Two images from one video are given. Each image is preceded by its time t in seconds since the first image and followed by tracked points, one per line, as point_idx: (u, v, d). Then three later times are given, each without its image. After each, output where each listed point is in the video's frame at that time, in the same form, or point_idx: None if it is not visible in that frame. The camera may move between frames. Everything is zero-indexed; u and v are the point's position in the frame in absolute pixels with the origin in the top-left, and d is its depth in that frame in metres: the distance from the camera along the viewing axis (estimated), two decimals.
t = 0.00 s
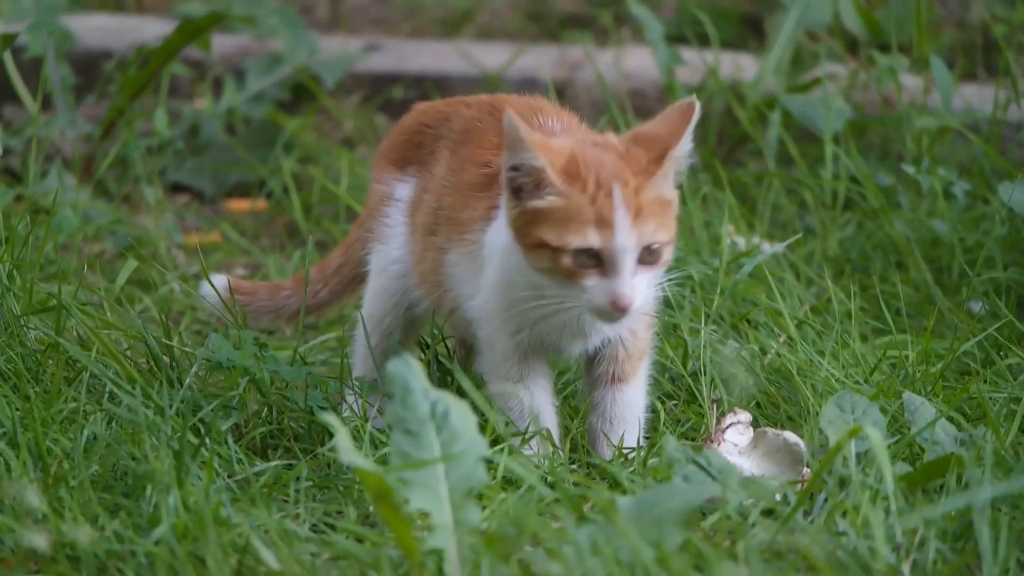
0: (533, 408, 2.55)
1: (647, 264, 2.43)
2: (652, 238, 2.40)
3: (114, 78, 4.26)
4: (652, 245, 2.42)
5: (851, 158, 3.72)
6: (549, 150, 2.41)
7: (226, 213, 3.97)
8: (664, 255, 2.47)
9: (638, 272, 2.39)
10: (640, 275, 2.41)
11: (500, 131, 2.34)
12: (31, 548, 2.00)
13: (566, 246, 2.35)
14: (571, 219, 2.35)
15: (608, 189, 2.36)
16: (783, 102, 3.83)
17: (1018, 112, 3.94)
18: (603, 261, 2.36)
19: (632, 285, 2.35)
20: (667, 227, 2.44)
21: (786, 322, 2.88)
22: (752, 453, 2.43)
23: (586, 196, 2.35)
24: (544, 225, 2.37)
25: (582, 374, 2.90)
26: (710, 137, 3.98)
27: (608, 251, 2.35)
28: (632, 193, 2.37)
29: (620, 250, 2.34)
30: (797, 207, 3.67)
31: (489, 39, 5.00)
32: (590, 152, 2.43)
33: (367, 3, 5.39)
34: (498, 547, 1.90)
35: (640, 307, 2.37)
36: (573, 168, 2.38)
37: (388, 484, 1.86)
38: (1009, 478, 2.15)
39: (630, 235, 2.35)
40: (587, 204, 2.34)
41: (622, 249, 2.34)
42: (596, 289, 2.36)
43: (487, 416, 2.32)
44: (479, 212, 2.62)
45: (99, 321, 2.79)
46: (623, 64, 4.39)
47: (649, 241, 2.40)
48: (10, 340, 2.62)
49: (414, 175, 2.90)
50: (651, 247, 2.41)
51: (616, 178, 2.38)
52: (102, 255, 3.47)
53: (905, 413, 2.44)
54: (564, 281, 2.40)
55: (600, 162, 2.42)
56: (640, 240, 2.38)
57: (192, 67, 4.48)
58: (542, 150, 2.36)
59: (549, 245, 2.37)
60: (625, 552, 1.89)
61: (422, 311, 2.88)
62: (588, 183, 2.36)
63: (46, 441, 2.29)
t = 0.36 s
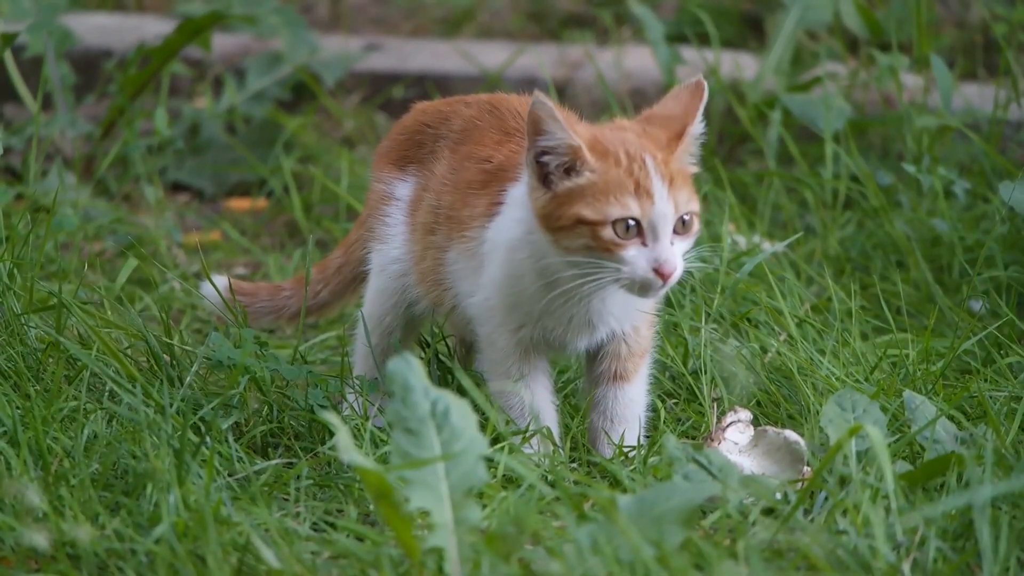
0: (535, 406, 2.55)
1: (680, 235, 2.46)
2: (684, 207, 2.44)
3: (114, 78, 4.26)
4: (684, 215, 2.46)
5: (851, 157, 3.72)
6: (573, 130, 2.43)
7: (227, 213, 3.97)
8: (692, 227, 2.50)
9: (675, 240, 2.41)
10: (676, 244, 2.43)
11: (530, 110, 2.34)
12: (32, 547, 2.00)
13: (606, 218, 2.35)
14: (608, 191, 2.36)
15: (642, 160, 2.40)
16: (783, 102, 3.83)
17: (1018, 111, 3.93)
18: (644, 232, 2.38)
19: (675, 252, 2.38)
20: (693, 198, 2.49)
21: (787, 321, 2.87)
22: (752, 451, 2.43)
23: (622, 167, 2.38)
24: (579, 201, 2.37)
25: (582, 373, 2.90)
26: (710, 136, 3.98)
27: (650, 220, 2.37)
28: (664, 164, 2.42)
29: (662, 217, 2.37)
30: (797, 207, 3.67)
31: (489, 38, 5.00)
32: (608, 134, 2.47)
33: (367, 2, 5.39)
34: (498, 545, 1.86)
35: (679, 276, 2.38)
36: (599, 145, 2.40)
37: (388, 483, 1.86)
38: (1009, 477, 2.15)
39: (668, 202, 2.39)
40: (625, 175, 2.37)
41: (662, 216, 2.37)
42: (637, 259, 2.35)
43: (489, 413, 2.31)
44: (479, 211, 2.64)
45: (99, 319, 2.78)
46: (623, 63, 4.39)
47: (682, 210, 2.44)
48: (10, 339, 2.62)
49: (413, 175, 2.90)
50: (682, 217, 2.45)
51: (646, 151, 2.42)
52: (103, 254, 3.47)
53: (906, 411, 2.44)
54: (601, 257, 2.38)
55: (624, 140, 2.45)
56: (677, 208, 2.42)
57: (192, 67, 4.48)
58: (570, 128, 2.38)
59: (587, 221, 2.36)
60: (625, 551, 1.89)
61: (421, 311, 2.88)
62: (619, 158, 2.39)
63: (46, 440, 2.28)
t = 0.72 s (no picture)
0: (534, 407, 2.55)
1: (644, 223, 2.40)
2: (645, 195, 2.39)
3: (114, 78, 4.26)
4: (645, 203, 2.40)
5: (851, 157, 3.72)
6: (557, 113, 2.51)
7: (227, 213, 3.97)
8: (665, 217, 2.44)
9: (630, 227, 2.37)
10: (633, 231, 2.38)
11: (518, 96, 2.46)
12: (32, 547, 2.00)
13: (556, 198, 2.40)
14: (561, 172, 2.41)
15: (601, 145, 2.41)
16: (783, 102, 3.83)
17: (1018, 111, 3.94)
18: (593, 215, 2.37)
19: (620, 237, 2.34)
20: (667, 189, 2.43)
21: (787, 321, 2.87)
22: (752, 451, 2.43)
23: (580, 149, 2.41)
24: (542, 183, 2.43)
25: (583, 373, 2.91)
26: (710, 136, 3.98)
27: (593, 202, 2.37)
28: (621, 151, 2.40)
29: (606, 200, 2.36)
30: (797, 207, 3.67)
31: (489, 38, 5.00)
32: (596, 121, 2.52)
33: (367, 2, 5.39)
34: (498, 545, 1.87)
35: (628, 263, 2.34)
36: (586, 128, 2.45)
37: (388, 483, 1.86)
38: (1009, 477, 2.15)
39: (615, 187, 2.36)
40: (581, 157, 2.40)
41: (605, 199, 2.36)
42: (585, 242, 2.36)
43: (490, 414, 2.31)
44: (486, 210, 2.66)
45: (99, 320, 2.78)
46: (623, 63, 4.39)
47: (641, 198, 2.39)
48: (10, 339, 2.62)
49: (413, 176, 2.90)
50: (645, 204, 2.40)
51: (612, 136, 2.43)
52: (103, 254, 3.47)
53: (906, 411, 2.44)
54: (561, 240, 2.42)
55: (604, 126, 2.49)
56: (631, 194, 2.38)
57: (192, 67, 4.48)
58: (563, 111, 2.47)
59: (544, 202, 2.42)
60: (625, 551, 1.89)
61: (424, 312, 2.88)
62: (586, 140, 2.43)
63: (46, 440, 2.28)
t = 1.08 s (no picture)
0: (534, 406, 2.56)
1: (646, 226, 2.41)
2: (647, 198, 2.39)
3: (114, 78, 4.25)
4: (647, 205, 2.40)
5: (851, 157, 3.72)
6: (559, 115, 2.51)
7: (227, 213, 3.97)
8: (667, 220, 2.44)
9: (631, 230, 2.37)
10: (636, 233, 2.38)
11: (521, 97, 2.45)
12: (32, 547, 2.00)
13: (559, 200, 2.40)
14: (564, 174, 2.40)
15: (603, 148, 2.41)
16: (783, 102, 3.83)
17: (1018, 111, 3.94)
18: (596, 217, 2.37)
19: (622, 239, 2.34)
20: (669, 192, 2.43)
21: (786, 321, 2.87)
22: (752, 451, 2.43)
23: (583, 152, 2.41)
24: (544, 184, 2.43)
25: (583, 373, 2.91)
26: (710, 136, 3.98)
27: (597, 205, 2.37)
28: (624, 153, 2.41)
29: (609, 202, 2.36)
30: (797, 207, 3.67)
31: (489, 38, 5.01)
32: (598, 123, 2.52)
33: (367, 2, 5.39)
34: (498, 545, 1.87)
35: (630, 265, 2.34)
36: (589, 130, 2.45)
37: (388, 483, 1.86)
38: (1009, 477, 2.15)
39: (618, 189, 2.36)
40: (583, 159, 2.40)
41: (608, 201, 2.36)
42: (587, 244, 2.36)
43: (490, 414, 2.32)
44: (486, 210, 2.66)
45: (98, 320, 2.78)
46: (623, 64, 4.39)
47: (644, 200, 2.39)
48: (10, 339, 2.62)
49: (414, 177, 2.90)
50: (647, 207, 2.40)
51: (614, 138, 2.44)
52: (103, 254, 3.47)
53: (906, 411, 2.44)
54: (563, 242, 2.42)
55: (606, 128, 2.49)
56: (634, 197, 2.38)
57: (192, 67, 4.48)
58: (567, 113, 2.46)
59: (547, 204, 2.42)
60: (625, 551, 1.89)
61: (424, 313, 2.88)
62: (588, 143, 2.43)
63: (46, 440, 2.28)
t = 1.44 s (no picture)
0: (534, 406, 2.56)
1: (646, 226, 2.41)
2: (647, 197, 2.39)
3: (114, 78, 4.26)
4: (647, 205, 2.40)
5: (850, 157, 3.72)
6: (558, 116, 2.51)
7: (227, 212, 3.97)
8: (668, 219, 2.44)
9: (631, 230, 2.37)
10: (636, 233, 2.38)
11: (521, 98, 2.45)
12: (32, 547, 2.01)
13: (558, 201, 2.40)
14: (564, 174, 2.40)
15: (603, 148, 2.41)
16: (783, 102, 3.83)
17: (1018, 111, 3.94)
18: (595, 218, 2.37)
19: (622, 239, 2.34)
20: (669, 192, 2.43)
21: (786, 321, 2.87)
22: (752, 451, 2.43)
23: (582, 152, 2.41)
24: (544, 185, 2.43)
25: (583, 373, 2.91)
26: (710, 136, 3.98)
27: (596, 205, 2.37)
28: (623, 153, 2.41)
29: (608, 203, 2.36)
30: (797, 207, 3.68)
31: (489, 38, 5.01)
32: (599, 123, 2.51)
33: (367, 3, 5.39)
34: (498, 545, 1.86)
35: (630, 265, 2.34)
36: (589, 130, 2.45)
37: (388, 483, 1.86)
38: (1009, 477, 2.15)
39: (618, 190, 2.36)
40: (583, 159, 2.40)
41: (608, 202, 2.36)
42: (587, 245, 2.36)
43: (490, 414, 2.31)
44: (487, 211, 2.66)
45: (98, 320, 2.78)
46: (623, 64, 4.39)
47: (644, 200, 2.39)
48: (10, 339, 2.62)
49: (414, 178, 2.90)
50: (647, 207, 2.40)
51: (613, 138, 2.44)
52: (103, 254, 3.47)
53: (906, 411, 2.44)
54: (563, 242, 2.42)
55: (605, 129, 2.49)
56: (634, 197, 2.38)
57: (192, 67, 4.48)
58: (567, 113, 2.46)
59: (547, 204, 2.42)
60: (625, 551, 1.89)
61: (425, 313, 2.88)
62: (588, 144, 2.43)
63: (46, 440, 2.28)
